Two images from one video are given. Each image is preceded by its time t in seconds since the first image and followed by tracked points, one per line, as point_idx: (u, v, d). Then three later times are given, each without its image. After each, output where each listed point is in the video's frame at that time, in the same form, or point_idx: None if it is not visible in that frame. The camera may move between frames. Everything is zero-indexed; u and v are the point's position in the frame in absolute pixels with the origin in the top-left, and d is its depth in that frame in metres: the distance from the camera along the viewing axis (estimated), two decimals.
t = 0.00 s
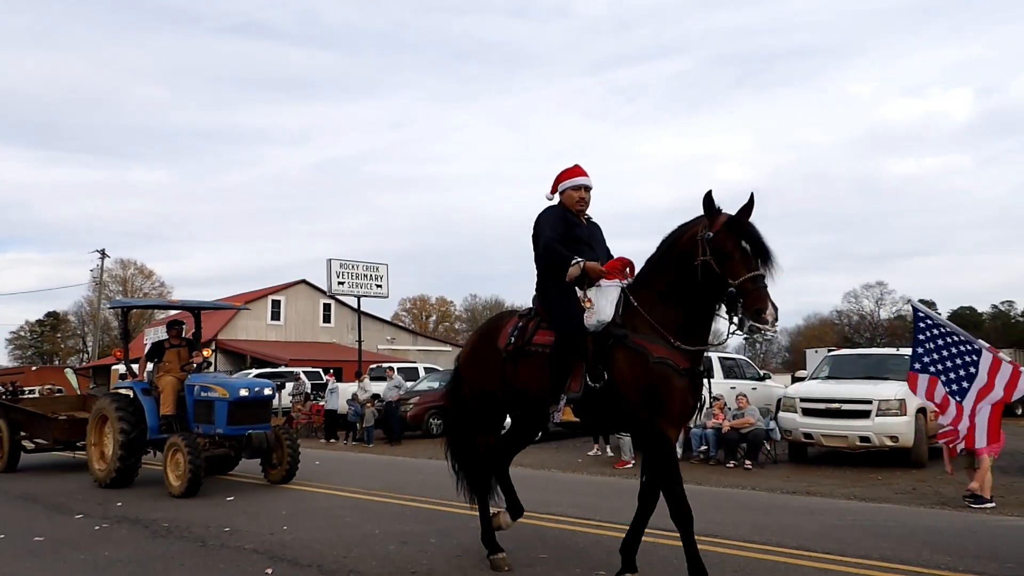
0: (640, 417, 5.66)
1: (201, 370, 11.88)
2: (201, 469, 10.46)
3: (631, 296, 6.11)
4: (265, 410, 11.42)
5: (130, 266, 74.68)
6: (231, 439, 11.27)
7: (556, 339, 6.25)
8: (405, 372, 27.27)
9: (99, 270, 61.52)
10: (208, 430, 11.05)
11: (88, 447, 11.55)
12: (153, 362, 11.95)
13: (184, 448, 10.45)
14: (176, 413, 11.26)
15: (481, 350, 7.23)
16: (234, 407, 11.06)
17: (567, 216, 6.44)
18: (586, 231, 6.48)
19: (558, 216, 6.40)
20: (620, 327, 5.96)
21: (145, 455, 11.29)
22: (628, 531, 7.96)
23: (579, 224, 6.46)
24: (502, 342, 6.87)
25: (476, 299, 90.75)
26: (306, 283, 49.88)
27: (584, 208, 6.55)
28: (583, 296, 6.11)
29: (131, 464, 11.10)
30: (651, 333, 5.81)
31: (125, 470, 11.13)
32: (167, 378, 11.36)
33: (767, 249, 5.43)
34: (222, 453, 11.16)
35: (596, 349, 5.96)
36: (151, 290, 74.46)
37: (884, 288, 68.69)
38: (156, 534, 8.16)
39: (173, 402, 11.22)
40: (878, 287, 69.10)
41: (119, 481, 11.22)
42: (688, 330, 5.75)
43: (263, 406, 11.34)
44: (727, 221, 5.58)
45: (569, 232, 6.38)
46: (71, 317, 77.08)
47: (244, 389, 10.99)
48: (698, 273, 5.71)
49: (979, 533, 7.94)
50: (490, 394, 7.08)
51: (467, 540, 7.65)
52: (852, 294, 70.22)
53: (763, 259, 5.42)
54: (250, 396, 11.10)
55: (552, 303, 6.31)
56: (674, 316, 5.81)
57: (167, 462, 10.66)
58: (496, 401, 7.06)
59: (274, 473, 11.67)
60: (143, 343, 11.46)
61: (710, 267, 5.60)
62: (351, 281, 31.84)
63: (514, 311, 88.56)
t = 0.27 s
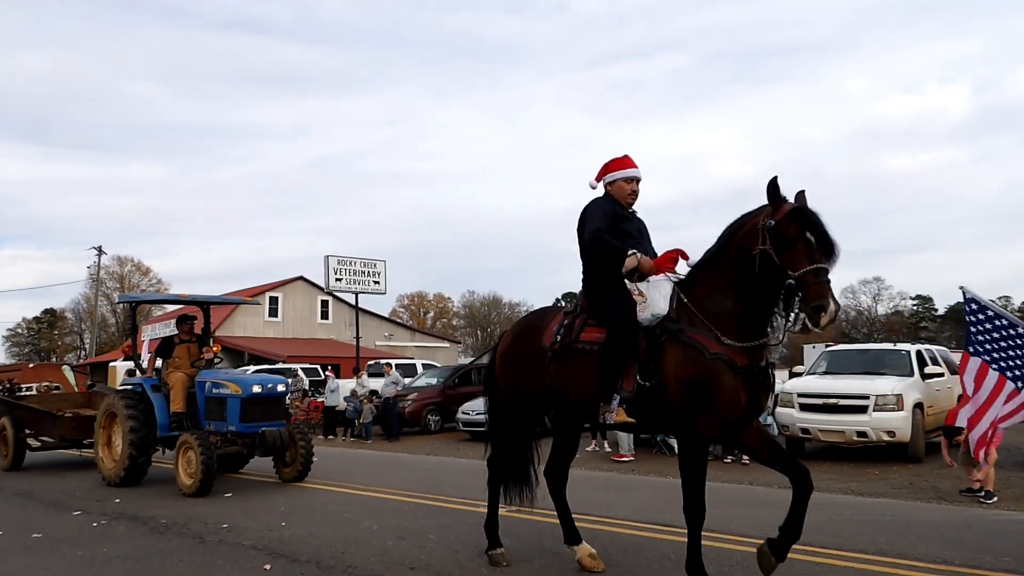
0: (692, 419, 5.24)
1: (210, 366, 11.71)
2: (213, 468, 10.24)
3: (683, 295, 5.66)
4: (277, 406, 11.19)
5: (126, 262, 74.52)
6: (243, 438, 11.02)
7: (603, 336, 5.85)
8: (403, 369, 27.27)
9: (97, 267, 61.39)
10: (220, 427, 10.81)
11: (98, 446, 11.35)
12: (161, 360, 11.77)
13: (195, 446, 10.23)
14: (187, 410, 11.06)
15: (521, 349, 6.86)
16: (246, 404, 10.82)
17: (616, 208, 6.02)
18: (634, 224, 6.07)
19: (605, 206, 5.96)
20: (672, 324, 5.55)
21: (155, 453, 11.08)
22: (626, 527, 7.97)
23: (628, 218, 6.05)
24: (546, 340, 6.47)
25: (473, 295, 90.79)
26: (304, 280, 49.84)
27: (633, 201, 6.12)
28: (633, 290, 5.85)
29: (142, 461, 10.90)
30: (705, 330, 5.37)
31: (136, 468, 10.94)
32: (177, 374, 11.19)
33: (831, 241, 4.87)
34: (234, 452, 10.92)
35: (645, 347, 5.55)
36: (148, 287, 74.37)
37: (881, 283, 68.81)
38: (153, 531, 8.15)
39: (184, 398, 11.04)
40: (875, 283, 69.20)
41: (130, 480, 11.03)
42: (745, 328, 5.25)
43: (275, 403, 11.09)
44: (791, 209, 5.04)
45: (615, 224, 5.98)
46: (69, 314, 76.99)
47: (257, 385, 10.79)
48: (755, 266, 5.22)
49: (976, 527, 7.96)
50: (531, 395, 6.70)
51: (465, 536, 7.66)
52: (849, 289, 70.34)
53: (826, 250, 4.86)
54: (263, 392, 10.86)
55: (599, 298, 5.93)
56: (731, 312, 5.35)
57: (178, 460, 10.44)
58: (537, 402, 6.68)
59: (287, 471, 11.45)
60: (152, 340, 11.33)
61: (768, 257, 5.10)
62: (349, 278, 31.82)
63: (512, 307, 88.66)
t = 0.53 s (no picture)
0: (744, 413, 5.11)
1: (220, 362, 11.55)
2: (225, 466, 10.03)
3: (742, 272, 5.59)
4: (291, 403, 10.96)
5: (124, 258, 74.41)
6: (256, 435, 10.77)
7: (652, 324, 5.71)
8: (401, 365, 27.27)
9: (94, 263, 61.18)
10: (233, 424, 10.63)
11: (106, 444, 11.13)
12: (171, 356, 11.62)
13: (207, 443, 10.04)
14: (197, 407, 10.90)
15: (567, 336, 6.76)
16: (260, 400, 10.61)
17: (667, 189, 5.84)
18: (686, 207, 5.87)
19: (657, 188, 5.79)
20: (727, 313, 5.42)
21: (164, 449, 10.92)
22: (624, 521, 7.99)
23: (679, 200, 5.87)
24: (593, 326, 6.37)
25: (471, 292, 90.78)
26: (301, 276, 49.79)
27: (689, 182, 5.90)
28: (682, 275, 5.67)
29: (149, 461, 10.65)
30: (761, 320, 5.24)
31: (144, 467, 10.70)
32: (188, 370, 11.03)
33: (909, 209, 4.89)
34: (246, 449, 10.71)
35: (695, 336, 5.42)
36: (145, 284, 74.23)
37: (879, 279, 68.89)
38: (152, 528, 8.13)
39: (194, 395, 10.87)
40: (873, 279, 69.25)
41: (138, 480, 10.78)
42: (817, 303, 5.16)
43: (289, 399, 10.88)
44: (862, 181, 5.03)
45: (666, 208, 5.80)
46: (66, 312, 76.90)
47: (270, 381, 10.57)
48: (828, 245, 5.14)
49: (973, 522, 7.97)
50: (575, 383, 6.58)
51: (464, 531, 7.67)
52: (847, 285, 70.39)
53: (905, 220, 4.86)
54: (278, 388, 10.65)
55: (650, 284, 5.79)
56: (797, 291, 5.24)
57: (189, 458, 10.26)
58: (581, 391, 6.56)
59: (298, 470, 11.24)
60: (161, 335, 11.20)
61: (845, 232, 5.02)
62: (347, 274, 31.79)
63: (509, 303, 88.76)
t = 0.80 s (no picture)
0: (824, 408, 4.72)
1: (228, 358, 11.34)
2: (236, 466, 9.78)
3: (808, 263, 5.27)
4: (303, 399, 10.70)
5: (118, 257, 74.29)
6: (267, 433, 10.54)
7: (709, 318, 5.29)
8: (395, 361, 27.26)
9: (87, 261, 60.97)
10: (243, 423, 10.42)
11: (111, 444, 10.98)
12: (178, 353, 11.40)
13: (217, 443, 9.78)
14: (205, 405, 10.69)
15: (607, 335, 6.29)
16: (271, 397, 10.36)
17: (721, 177, 5.50)
18: (744, 197, 5.51)
19: (710, 175, 5.43)
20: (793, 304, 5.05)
21: (172, 448, 10.76)
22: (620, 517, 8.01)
23: (733, 190, 5.51)
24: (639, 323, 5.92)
25: (466, 288, 90.78)
26: (296, 273, 49.71)
27: (746, 172, 5.58)
28: (742, 266, 5.22)
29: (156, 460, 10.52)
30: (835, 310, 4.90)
31: (151, 467, 10.55)
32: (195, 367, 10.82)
33: (1014, 215, 4.52)
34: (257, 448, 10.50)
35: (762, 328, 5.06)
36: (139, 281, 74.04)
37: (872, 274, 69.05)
38: (147, 526, 8.12)
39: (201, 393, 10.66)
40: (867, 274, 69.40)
41: (145, 480, 10.64)
42: (897, 300, 4.85)
43: (301, 396, 10.63)
44: (968, 177, 4.62)
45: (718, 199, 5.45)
46: (60, 310, 76.71)
47: (281, 377, 10.33)
48: (919, 242, 4.80)
49: (966, 516, 8.02)
50: (620, 384, 6.13)
51: (459, 528, 7.67)
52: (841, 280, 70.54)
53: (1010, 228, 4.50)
54: (289, 385, 10.39)
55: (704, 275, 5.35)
56: (875, 287, 4.91)
57: (198, 458, 10.02)
58: (627, 392, 6.11)
59: (311, 468, 11.02)
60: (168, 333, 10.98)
61: (939, 232, 4.67)
62: (341, 271, 31.76)
63: (504, 299, 88.79)
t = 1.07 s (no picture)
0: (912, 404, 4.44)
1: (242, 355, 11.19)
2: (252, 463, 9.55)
3: (886, 246, 4.99)
4: (319, 396, 10.60)
5: (117, 255, 74.29)
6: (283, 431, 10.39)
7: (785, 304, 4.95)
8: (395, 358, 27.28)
9: (87, 260, 60.90)
10: (258, 420, 10.28)
11: (122, 442, 10.81)
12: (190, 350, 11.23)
13: (232, 441, 9.56)
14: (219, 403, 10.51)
15: (661, 321, 5.91)
16: (287, 394, 10.24)
17: (791, 152, 5.14)
18: (813, 171, 5.17)
19: (781, 148, 5.07)
20: (878, 289, 4.76)
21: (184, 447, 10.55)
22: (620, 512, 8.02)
23: (804, 166, 5.15)
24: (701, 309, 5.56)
25: (466, 285, 90.82)
26: (295, 270, 49.70)
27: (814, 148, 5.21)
28: (821, 251, 4.98)
29: (168, 461, 10.31)
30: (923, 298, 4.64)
31: (162, 468, 10.35)
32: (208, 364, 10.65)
33: None
34: (273, 446, 10.35)
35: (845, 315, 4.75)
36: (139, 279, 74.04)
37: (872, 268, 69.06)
38: (149, 524, 8.12)
39: (215, 391, 10.47)
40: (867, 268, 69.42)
41: (156, 481, 10.44)
42: (989, 277, 4.59)
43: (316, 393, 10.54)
44: None
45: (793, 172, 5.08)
46: (60, 308, 76.72)
47: (297, 375, 10.23)
48: (1005, 208, 4.57)
49: (966, 509, 8.03)
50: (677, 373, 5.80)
51: (460, 524, 7.67)
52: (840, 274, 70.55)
53: None
54: (305, 381, 10.29)
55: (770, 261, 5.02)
56: (969, 264, 4.64)
57: (214, 457, 9.80)
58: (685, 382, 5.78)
59: (327, 468, 10.81)
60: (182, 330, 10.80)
61: None
62: (341, 268, 31.75)
63: (504, 295, 88.84)
